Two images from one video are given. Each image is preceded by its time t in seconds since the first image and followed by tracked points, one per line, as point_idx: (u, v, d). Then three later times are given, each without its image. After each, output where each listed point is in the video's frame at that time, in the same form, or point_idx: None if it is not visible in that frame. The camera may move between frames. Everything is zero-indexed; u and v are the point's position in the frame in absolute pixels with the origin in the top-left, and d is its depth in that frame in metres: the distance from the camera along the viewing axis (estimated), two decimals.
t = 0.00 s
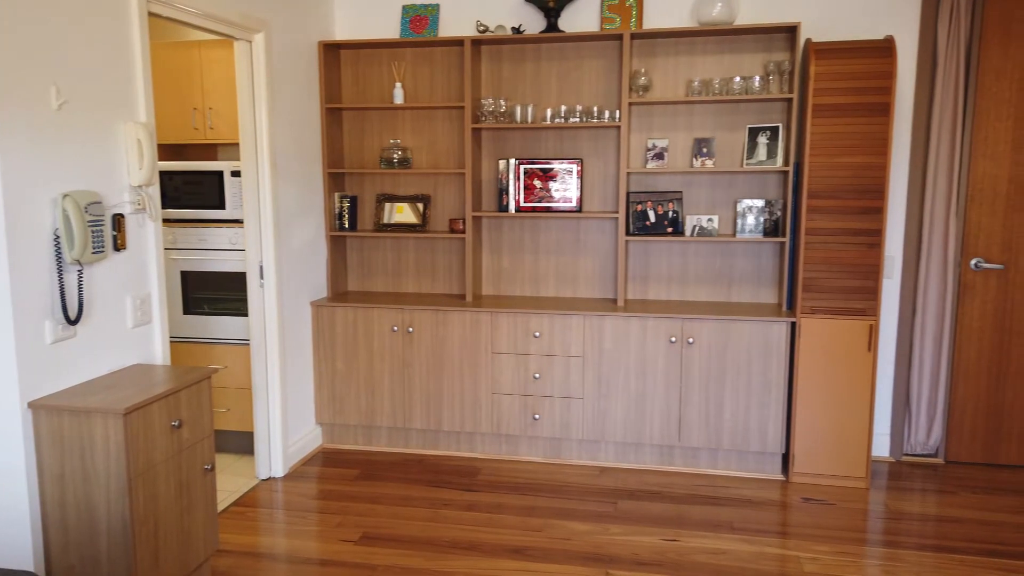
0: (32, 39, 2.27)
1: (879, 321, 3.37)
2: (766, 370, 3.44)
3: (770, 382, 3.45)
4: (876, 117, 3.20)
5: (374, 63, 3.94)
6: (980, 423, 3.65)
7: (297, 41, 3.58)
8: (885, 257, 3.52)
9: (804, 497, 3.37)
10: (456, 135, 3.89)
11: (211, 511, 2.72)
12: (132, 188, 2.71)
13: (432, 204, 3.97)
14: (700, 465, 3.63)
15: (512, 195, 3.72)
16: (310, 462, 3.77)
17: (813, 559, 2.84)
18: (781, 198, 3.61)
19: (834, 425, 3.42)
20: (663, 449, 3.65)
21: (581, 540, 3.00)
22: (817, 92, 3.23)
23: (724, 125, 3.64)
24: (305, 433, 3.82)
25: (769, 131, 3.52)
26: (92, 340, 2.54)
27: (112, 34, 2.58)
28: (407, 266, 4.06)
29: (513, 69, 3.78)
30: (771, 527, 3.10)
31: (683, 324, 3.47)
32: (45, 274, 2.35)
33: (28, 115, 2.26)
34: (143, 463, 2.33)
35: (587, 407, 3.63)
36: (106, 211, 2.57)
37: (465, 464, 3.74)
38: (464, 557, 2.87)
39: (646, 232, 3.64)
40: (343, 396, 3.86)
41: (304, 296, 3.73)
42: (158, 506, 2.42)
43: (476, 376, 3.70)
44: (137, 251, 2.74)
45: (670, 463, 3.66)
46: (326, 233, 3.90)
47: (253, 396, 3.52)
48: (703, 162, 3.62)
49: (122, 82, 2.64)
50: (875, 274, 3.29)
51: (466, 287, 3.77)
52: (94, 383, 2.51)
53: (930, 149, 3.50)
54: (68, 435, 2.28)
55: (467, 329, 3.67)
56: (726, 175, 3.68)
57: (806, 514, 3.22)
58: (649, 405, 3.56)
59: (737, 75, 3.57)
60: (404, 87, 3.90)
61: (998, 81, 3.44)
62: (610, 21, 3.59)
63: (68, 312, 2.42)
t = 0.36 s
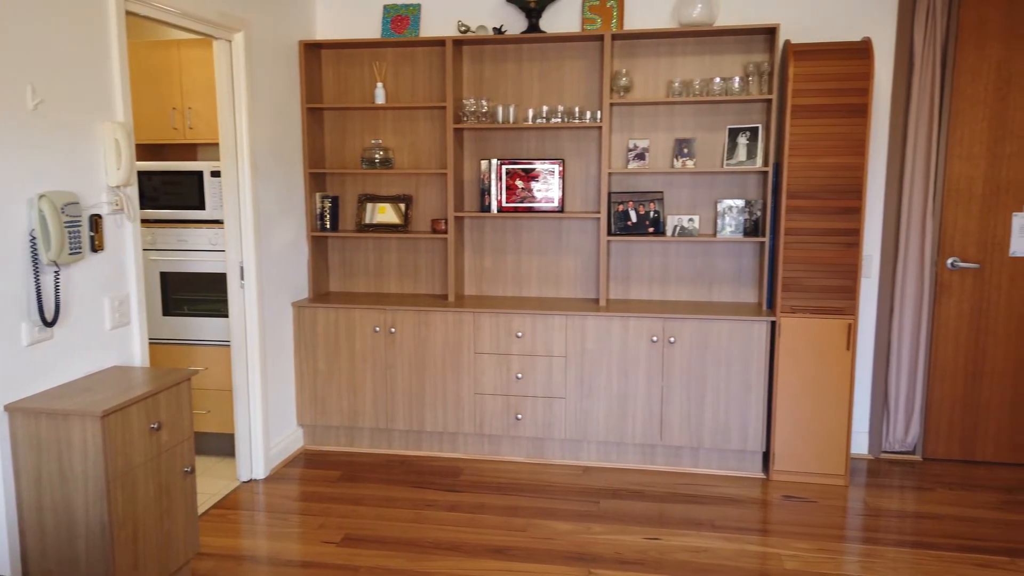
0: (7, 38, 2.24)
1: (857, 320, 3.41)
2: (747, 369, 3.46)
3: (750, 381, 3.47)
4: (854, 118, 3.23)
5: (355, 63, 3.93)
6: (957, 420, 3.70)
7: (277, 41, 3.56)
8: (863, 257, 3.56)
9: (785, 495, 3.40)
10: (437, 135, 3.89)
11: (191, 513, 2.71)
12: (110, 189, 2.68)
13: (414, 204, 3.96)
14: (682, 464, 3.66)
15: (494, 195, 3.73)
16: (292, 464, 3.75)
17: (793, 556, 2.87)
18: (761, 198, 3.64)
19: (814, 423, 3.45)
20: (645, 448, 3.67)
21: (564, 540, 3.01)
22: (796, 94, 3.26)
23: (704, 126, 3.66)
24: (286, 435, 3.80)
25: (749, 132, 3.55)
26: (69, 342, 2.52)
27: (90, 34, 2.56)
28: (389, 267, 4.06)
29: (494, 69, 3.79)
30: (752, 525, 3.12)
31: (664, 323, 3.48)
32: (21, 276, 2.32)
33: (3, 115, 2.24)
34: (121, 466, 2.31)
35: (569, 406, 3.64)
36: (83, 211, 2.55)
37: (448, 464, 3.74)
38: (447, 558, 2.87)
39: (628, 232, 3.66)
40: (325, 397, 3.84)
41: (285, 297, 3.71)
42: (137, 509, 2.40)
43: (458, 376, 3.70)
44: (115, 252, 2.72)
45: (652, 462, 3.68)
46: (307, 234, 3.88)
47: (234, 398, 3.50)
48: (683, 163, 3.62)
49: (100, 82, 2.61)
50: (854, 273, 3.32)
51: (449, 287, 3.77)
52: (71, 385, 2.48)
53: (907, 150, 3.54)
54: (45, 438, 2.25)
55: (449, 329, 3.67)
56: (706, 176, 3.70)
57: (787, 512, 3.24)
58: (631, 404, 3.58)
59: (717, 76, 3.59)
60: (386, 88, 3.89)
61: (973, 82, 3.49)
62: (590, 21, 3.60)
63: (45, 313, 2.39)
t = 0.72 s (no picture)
0: None
1: (836, 319, 3.44)
2: (728, 368, 3.49)
3: (731, 380, 3.50)
4: (832, 119, 3.26)
5: (337, 63, 3.91)
6: (934, 418, 3.75)
7: (257, 40, 3.54)
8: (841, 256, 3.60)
9: (765, 492, 3.43)
10: (419, 135, 3.89)
11: (170, 516, 2.69)
12: (87, 189, 2.65)
13: (396, 204, 3.96)
14: (663, 463, 3.68)
15: (476, 195, 3.73)
16: (274, 466, 3.74)
17: (773, 553, 2.89)
18: (740, 198, 3.67)
19: (794, 421, 3.48)
20: (627, 447, 3.68)
21: (546, 539, 3.01)
22: (775, 94, 3.28)
23: (684, 126, 3.68)
24: (268, 436, 3.78)
25: (728, 132, 3.57)
26: (45, 344, 2.49)
27: (68, 33, 2.53)
28: (371, 267, 4.04)
29: (476, 69, 3.79)
30: (733, 523, 3.14)
31: (646, 322, 3.50)
32: None
33: None
34: (99, 468, 2.29)
35: (552, 406, 3.64)
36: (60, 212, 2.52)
37: (430, 465, 3.74)
38: (430, 559, 2.86)
39: (610, 232, 3.67)
40: (307, 398, 3.83)
41: (266, 298, 3.69)
42: (116, 512, 2.38)
43: (441, 377, 3.69)
44: (93, 253, 2.69)
45: (634, 461, 3.70)
46: (288, 234, 3.86)
47: (214, 399, 3.48)
48: (664, 163, 3.65)
49: (77, 82, 2.59)
50: (833, 272, 3.35)
51: (431, 288, 3.77)
52: (48, 387, 2.45)
53: (884, 150, 3.58)
54: (21, 441, 2.22)
55: (431, 329, 3.67)
56: (687, 176, 3.72)
57: (767, 509, 3.27)
58: (613, 403, 3.59)
59: (697, 76, 3.62)
60: (367, 88, 3.88)
61: (949, 84, 3.53)
62: (571, 22, 3.62)
63: (21, 315, 2.36)
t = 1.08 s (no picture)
0: None
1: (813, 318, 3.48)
2: (707, 367, 3.51)
3: (711, 379, 3.52)
4: (809, 120, 3.30)
5: (316, 63, 3.90)
6: (910, 415, 3.80)
7: (235, 39, 3.51)
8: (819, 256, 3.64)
9: (744, 490, 3.46)
10: (400, 135, 3.88)
11: (147, 519, 2.67)
12: (62, 190, 2.62)
13: (377, 205, 3.95)
14: (644, 462, 3.70)
15: (457, 196, 3.73)
16: (254, 468, 3.71)
17: (752, 550, 2.92)
18: (719, 198, 3.70)
19: (773, 420, 3.52)
20: (608, 446, 3.70)
21: (527, 539, 3.02)
22: (754, 96, 3.31)
23: (664, 127, 3.71)
24: (247, 438, 3.76)
25: (707, 133, 3.60)
26: (19, 346, 2.46)
27: (44, 32, 2.50)
28: (352, 268, 4.03)
29: (456, 70, 3.79)
30: (713, 521, 3.17)
31: (626, 322, 3.52)
32: None
33: None
34: (75, 472, 2.27)
35: (533, 406, 3.65)
36: (34, 213, 2.49)
37: (411, 466, 3.73)
38: (411, 559, 2.86)
39: (590, 232, 3.69)
40: (287, 400, 3.81)
41: (245, 299, 3.67)
42: (92, 516, 2.35)
43: (422, 378, 3.69)
44: (69, 254, 2.66)
45: (615, 460, 3.71)
46: (268, 235, 3.84)
47: (193, 401, 3.45)
48: (644, 164, 3.67)
49: (53, 81, 2.56)
50: (810, 272, 3.38)
51: (413, 288, 3.78)
52: (23, 390, 2.42)
53: (861, 151, 3.63)
54: None
55: (413, 329, 3.67)
56: (667, 177, 3.75)
57: (747, 507, 3.30)
58: (594, 402, 3.61)
59: (676, 78, 3.64)
60: (347, 88, 3.87)
61: (924, 85, 3.58)
62: (551, 22, 3.62)
63: None
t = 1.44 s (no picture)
0: None
1: (793, 317, 3.51)
2: (689, 366, 3.53)
3: (692, 378, 3.54)
4: (788, 121, 3.32)
5: (296, 62, 3.88)
6: (889, 412, 3.84)
7: (215, 38, 3.49)
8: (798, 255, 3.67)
9: (725, 488, 3.48)
10: (381, 135, 3.87)
11: (127, 523, 2.65)
12: (39, 190, 2.59)
13: (358, 205, 3.94)
14: (626, 461, 3.71)
15: (439, 196, 3.73)
16: (235, 470, 3.69)
17: (734, 548, 2.94)
18: (700, 198, 3.73)
19: (753, 418, 3.54)
20: (590, 445, 3.71)
21: (511, 539, 3.02)
22: (733, 96, 3.33)
23: (645, 128, 3.73)
24: (228, 440, 3.73)
25: (687, 134, 3.62)
26: None
27: (20, 30, 2.47)
28: (333, 268, 4.02)
29: (437, 70, 3.79)
30: (695, 519, 3.19)
31: (608, 321, 3.53)
32: None
33: None
34: (52, 476, 2.24)
35: (516, 406, 3.66)
36: (10, 214, 2.46)
37: (394, 467, 3.72)
38: (393, 561, 2.85)
39: (572, 232, 3.70)
40: (268, 402, 3.79)
41: (226, 300, 3.65)
42: (70, 520, 2.33)
43: (404, 378, 3.68)
44: (45, 255, 2.63)
45: (597, 459, 3.73)
46: (249, 236, 3.82)
47: (173, 403, 3.42)
48: (625, 164, 3.70)
49: (29, 81, 2.53)
50: (790, 271, 3.41)
51: (395, 289, 3.77)
52: None
53: (839, 151, 3.66)
54: None
55: (395, 329, 3.66)
56: (648, 177, 3.77)
57: (728, 505, 3.32)
58: (576, 402, 3.62)
59: (657, 78, 3.66)
60: (327, 88, 3.85)
61: (901, 86, 3.62)
62: (532, 23, 3.63)
63: None
